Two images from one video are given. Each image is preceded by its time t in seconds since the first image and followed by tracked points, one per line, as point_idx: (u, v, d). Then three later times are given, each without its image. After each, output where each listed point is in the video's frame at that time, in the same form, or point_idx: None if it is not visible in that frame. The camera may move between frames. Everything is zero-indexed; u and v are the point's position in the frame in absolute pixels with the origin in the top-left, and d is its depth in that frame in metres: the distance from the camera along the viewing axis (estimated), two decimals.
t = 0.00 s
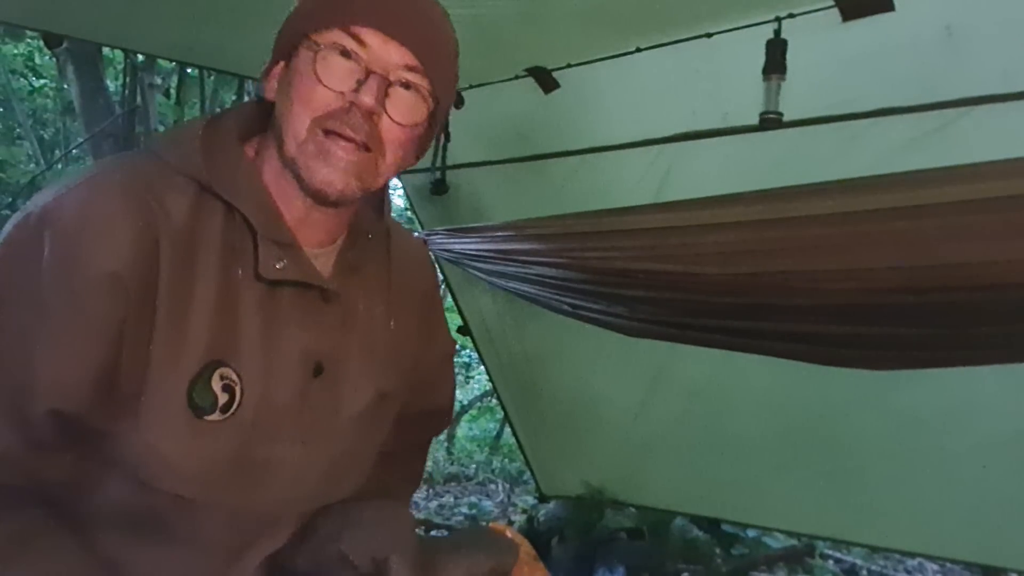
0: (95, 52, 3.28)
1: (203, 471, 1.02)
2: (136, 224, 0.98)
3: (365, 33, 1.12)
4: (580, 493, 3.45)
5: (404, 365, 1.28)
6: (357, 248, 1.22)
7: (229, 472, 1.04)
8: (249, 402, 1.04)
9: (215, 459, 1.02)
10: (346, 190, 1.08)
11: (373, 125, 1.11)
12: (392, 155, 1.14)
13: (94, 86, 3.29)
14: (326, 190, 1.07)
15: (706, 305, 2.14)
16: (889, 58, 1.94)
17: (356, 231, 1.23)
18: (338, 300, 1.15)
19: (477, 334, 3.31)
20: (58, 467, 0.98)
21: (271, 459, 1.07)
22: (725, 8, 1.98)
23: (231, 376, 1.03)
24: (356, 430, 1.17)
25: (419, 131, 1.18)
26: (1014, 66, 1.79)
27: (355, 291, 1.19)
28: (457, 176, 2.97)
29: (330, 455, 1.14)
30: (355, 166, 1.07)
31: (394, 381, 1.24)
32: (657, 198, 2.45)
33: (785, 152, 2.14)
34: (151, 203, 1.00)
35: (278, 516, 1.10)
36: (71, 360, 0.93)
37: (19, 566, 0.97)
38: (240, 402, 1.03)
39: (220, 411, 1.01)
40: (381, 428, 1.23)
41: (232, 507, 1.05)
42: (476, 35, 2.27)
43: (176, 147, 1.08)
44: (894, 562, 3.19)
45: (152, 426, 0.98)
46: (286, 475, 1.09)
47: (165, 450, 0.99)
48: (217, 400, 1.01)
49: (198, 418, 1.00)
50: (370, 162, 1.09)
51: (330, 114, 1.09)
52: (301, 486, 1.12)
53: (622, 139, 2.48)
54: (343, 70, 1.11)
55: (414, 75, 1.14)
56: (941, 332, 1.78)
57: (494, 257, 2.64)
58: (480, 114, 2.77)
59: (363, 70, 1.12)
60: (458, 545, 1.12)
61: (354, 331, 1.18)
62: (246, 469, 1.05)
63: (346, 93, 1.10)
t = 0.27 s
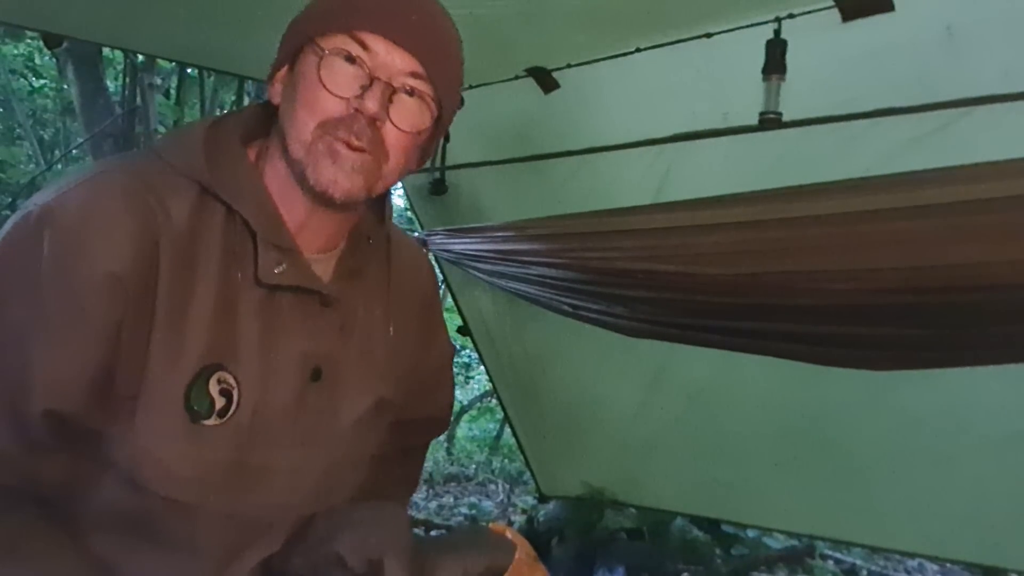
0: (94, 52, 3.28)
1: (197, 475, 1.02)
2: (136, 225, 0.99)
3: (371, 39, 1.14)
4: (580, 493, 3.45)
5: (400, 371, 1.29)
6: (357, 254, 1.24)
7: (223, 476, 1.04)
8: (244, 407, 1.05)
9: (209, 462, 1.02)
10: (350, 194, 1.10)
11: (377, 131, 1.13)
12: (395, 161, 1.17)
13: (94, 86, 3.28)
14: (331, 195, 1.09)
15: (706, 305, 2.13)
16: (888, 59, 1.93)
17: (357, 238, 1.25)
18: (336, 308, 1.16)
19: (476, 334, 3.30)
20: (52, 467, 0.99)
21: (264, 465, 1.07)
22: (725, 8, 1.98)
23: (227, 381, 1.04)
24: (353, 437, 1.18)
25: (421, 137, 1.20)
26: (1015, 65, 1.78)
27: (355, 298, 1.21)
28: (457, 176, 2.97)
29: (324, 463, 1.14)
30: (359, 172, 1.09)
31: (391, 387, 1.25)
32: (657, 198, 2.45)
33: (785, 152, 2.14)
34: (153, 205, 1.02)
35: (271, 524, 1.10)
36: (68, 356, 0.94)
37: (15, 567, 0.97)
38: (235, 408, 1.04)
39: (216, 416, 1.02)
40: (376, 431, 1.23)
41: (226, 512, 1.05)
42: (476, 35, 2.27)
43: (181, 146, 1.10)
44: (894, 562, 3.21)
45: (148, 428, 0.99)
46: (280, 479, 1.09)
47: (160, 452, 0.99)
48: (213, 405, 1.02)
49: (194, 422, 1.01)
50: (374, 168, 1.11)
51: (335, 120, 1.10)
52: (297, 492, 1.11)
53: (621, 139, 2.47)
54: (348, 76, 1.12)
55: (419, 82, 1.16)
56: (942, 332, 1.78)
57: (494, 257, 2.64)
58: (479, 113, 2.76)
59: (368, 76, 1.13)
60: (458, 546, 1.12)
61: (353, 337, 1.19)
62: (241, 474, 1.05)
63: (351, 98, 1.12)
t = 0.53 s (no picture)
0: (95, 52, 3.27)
1: (203, 477, 1.01)
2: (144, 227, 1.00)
3: (382, 47, 1.13)
4: (580, 493, 3.44)
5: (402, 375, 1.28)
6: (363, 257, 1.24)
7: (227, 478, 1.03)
8: (250, 408, 1.05)
9: (214, 465, 1.02)
10: (361, 199, 1.10)
11: (389, 140, 1.13)
12: (407, 169, 1.17)
13: (94, 86, 3.28)
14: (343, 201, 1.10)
15: (707, 305, 2.13)
16: (889, 59, 1.93)
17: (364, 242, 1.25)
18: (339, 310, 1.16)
19: (477, 334, 3.30)
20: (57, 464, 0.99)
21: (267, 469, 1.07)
22: (725, 8, 1.98)
23: (234, 382, 1.04)
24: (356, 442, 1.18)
25: (431, 145, 1.20)
26: (1014, 66, 1.78)
27: (356, 300, 1.20)
28: (457, 176, 2.97)
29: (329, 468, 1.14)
30: (371, 180, 1.09)
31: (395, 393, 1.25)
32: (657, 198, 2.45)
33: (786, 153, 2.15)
34: (160, 207, 1.03)
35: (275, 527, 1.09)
36: (75, 354, 0.95)
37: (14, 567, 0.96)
38: (241, 411, 1.04)
39: (222, 417, 1.02)
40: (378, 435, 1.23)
41: (227, 517, 1.04)
42: (476, 34, 2.27)
43: (188, 148, 1.11)
44: (895, 562, 3.21)
45: (154, 429, 0.99)
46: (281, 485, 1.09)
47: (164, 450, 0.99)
48: (219, 408, 1.02)
49: (200, 424, 1.01)
50: (385, 176, 1.12)
51: (347, 128, 1.10)
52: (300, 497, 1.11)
53: (622, 139, 2.48)
54: (361, 84, 1.12)
55: (430, 91, 1.16)
56: (944, 332, 1.77)
57: (495, 257, 2.64)
58: (480, 114, 2.75)
59: (381, 84, 1.13)
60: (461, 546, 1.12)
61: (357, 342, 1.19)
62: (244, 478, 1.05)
63: (364, 107, 1.12)
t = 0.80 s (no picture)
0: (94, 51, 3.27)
1: (212, 455, 0.97)
2: (149, 214, 0.95)
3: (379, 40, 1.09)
4: (580, 492, 3.48)
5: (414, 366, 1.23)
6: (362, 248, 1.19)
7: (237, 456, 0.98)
8: (258, 385, 1.00)
9: (224, 447, 0.97)
10: (360, 184, 1.07)
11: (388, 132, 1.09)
12: (401, 160, 1.11)
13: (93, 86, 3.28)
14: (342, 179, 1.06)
15: (709, 304, 2.13)
16: (889, 58, 1.93)
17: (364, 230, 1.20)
18: (336, 282, 1.10)
19: (477, 334, 3.30)
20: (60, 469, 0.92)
21: (277, 449, 1.02)
22: (725, 8, 1.97)
23: (241, 358, 0.99)
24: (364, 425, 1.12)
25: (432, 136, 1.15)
26: (1014, 66, 1.80)
27: (357, 286, 1.15)
28: (457, 175, 2.97)
29: (337, 448, 1.09)
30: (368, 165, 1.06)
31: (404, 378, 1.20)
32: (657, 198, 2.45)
33: (785, 152, 2.15)
34: (166, 193, 0.98)
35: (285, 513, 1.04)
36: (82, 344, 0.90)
37: (19, 570, 0.90)
38: (250, 383, 0.99)
39: (231, 391, 0.97)
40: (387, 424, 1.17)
41: (235, 508, 0.99)
42: (476, 34, 2.27)
43: (189, 133, 1.05)
44: (894, 562, 3.23)
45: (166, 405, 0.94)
46: (288, 472, 1.03)
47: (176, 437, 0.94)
48: (229, 377, 0.97)
49: (207, 398, 0.96)
50: (383, 162, 1.08)
51: (345, 120, 1.07)
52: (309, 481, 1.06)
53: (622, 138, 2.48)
54: (359, 77, 1.08)
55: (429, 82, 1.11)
56: (943, 331, 1.78)
57: (495, 257, 2.64)
58: (479, 113, 2.75)
59: (379, 76, 1.09)
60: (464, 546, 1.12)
61: (359, 324, 1.13)
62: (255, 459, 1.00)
63: (361, 96, 1.08)
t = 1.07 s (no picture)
0: (94, 52, 3.26)
1: (218, 422, 0.90)
2: (150, 195, 0.92)
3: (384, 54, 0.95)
4: (580, 493, 3.42)
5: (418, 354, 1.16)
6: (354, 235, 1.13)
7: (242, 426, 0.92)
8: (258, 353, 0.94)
9: (226, 412, 0.91)
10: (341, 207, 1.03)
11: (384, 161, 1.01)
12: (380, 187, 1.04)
13: (93, 85, 3.28)
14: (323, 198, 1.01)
15: (709, 305, 2.13)
16: (889, 58, 1.93)
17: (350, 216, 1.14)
18: (323, 263, 1.04)
19: (476, 333, 3.30)
20: (62, 465, 0.86)
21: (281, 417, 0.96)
22: (725, 8, 1.97)
23: (239, 329, 0.93)
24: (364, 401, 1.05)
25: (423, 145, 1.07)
26: (1014, 66, 1.80)
27: (344, 265, 1.08)
28: (456, 175, 2.97)
29: (340, 420, 1.02)
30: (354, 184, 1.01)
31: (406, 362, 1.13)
32: (656, 198, 2.45)
33: (785, 152, 2.15)
34: (164, 178, 0.95)
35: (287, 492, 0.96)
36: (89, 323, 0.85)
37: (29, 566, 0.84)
38: (250, 352, 0.93)
39: (232, 359, 0.92)
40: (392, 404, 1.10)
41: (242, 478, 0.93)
42: (476, 34, 2.27)
43: (178, 128, 1.01)
44: (894, 562, 3.21)
45: (171, 377, 0.88)
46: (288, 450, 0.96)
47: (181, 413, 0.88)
48: (229, 346, 0.92)
49: (214, 366, 0.91)
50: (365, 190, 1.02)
51: (338, 148, 0.97)
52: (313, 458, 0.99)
53: (621, 138, 2.48)
54: (357, 101, 0.96)
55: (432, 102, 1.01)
56: (941, 331, 1.78)
57: (494, 257, 2.64)
58: (480, 113, 2.75)
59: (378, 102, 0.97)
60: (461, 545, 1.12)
61: (349, 302, 1.07)
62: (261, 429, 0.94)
63: (348, 131, 0.97)
